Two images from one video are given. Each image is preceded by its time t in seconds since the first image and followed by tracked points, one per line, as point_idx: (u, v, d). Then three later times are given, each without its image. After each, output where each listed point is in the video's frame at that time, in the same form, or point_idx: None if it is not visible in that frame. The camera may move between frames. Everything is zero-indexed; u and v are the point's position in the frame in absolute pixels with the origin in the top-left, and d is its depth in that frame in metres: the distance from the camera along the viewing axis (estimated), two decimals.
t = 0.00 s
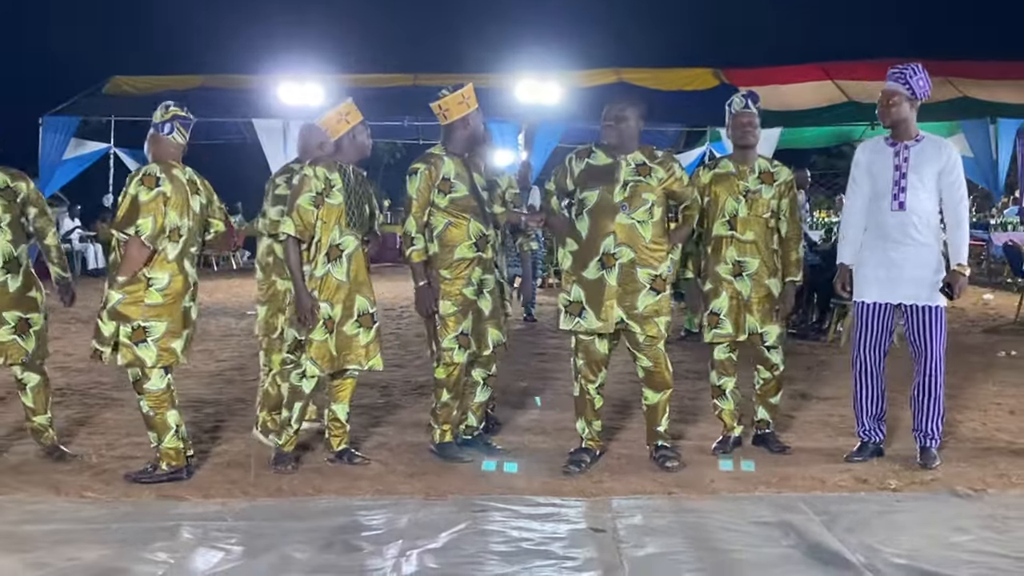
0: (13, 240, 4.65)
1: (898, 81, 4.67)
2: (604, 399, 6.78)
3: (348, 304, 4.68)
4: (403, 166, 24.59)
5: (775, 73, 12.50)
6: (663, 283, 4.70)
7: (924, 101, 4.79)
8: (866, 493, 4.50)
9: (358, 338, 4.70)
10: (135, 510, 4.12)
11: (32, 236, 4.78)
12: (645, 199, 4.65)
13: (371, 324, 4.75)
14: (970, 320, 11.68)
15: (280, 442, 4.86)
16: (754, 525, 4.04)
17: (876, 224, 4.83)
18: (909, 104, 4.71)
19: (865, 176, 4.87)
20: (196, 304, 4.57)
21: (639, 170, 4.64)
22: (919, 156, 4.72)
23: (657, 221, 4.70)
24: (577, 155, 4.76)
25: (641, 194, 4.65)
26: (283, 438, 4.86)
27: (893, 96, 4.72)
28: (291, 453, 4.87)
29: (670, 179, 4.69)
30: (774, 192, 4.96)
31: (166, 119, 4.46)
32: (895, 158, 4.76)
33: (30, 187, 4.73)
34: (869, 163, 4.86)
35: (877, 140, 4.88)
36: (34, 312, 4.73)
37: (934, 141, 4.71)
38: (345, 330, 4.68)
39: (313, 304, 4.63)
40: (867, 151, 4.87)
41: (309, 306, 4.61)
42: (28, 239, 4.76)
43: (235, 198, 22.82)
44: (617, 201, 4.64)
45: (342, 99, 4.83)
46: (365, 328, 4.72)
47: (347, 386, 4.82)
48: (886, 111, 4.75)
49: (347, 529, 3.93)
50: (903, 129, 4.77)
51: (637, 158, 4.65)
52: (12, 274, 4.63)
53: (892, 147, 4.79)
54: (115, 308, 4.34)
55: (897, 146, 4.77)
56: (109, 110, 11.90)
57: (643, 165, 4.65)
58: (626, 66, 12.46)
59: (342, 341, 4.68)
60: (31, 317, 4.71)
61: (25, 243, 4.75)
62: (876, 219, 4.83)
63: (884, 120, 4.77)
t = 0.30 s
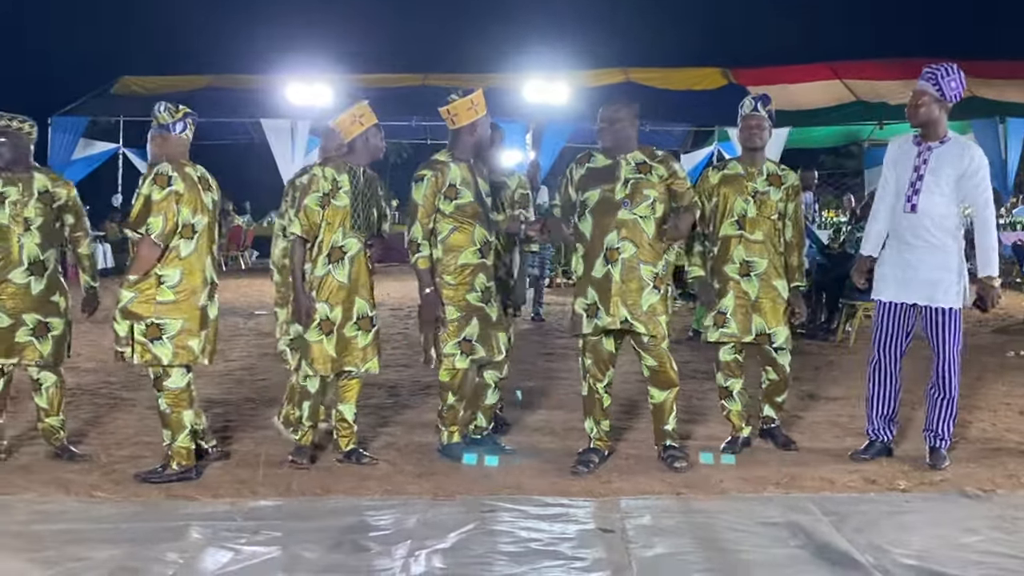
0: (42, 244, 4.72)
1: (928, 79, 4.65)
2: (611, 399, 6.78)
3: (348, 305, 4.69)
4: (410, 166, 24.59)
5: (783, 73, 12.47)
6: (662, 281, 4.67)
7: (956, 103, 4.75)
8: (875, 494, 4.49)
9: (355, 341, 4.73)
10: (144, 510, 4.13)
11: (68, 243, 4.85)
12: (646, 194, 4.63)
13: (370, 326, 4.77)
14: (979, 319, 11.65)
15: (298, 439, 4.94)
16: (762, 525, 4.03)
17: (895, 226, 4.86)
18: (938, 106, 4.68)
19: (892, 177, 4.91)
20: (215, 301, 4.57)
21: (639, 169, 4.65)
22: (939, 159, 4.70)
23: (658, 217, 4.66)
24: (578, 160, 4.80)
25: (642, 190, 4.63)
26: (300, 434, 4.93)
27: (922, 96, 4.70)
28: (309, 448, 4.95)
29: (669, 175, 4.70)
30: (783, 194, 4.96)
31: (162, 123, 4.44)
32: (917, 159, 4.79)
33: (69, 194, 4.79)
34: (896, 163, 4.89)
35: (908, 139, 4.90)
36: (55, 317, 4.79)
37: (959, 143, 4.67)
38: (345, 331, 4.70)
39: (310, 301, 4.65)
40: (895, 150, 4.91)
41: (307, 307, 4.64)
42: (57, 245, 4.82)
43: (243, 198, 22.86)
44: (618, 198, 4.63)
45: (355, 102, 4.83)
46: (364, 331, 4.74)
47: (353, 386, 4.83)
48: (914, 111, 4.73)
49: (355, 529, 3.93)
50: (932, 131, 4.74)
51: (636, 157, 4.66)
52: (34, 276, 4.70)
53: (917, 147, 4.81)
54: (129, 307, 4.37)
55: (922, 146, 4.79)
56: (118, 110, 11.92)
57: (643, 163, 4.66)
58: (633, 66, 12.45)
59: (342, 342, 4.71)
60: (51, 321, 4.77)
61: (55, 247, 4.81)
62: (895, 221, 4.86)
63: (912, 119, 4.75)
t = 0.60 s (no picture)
0: (74, 242, 4.73)
1: (950, 82, 4.64)
2: (625, 399, 6.78)
3: (358, 305, 4.70)
4: (423, 166, 24.61)
5: (797, 72, 12.46)
6: (667, 278, 4.68)
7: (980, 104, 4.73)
8: (890, 494, 4.47)
9: (368, 340, 4.74)
10: (159, 509, 4.14)
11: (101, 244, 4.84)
12: (650, 191, 4.62)
13: (382, 326, 4.78)
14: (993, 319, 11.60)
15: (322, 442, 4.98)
16: (777, 526, 4.03)
17: (914, 225, 4.88)
18: (961, 109, 4.67)
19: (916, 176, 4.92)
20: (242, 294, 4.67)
21: (641, 167, 4.64)
22: (957, 158, 4.70)
23: (664, 215, 4.66)
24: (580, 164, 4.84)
25: (646, 187, 4.62)
26: (324, 438, 4.97)
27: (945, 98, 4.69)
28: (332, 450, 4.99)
29: (672, 175, 4.68)
30: (806, 193, 4.93)
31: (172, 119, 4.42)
32: (938, 158, 4.79)
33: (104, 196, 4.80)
34: (920, 162, 4.89)
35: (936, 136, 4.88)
36: (84, 316, 4.80)
37: (982, 145, 4.64)
38: (355, 332, 4.72)
39: (321, 297, 4.71)
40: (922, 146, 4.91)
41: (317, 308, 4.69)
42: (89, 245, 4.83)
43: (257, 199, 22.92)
44: (623, 196, 4.63)
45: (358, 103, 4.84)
46: (376, 331, 4.75)
47: (367, 386, 4.85)
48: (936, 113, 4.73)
49: (369, 528, 3.94)
50: (956, 132, 4.73)
51: (637, 157, 4.66)
52: (65, 274, 4.72)
53: (941, 146, 4.80)
54: (183, 304, 4.40)
55: (946, 145, 4.78)
56: (133, 111, 11.98)
57: (646, 161, 4.65)
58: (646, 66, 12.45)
59: (353, 342, 4.72)
60: (80, 321, 4.78)
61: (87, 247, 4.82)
62: (915, 220, 4.87)
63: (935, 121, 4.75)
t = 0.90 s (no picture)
0: (104, 243, 4.79)
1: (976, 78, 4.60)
2: (643, 399, 6.77)
3: (373, 303, 4.73)
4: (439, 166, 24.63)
5: (814, 72, 12.42)
6: (682, 276, 4.67)
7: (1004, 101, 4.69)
8: (909, 494, 4.46)
9: (391, 336, 4.76)
10: (179, 508, 4.17)
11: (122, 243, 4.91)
12: (663, 190, 4.62)
13: (402, 319, 4.79)
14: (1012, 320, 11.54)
15: (340, 441, 4.99)
16: (796, 526, 4.02)
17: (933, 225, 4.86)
18: (984, 107, 4.64)
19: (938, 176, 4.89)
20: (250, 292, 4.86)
21: (651, 166, 4.66)
22: (980, 158, 4.67)
23: (677, 213, 4.66)
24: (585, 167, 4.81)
25: (658, 186, 4.62)
26: (341, 437, 4.99)
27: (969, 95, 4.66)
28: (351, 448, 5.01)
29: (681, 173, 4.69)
30: (835, 190, 4.94)
31: (205, 120, 4.52)
32: (959, 157, 4.76)
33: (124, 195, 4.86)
34: (940, 162, 4.87)
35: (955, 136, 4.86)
36: (113, 315, 4.86)
37: (1004, 144, 4.62)
38: (376, 329, 4.74)
39: (335, 301, 4.77)
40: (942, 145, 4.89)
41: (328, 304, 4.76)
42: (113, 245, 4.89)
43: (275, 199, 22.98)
44: (635, 196, 4.63)
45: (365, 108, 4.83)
46: (397, 325, 4.77)
47: (386, 385, 4.85)
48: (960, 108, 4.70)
49: (389, 527, 3.96)
50: (978, 129, 4.70)
51: (645, 156, 4.67)
52: (98, 275, 4.77)
53: (962, 145, 4.78)
54: (254, 290, 4.60)
55: (967, 144, 4.76)
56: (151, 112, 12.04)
57: (654, 161, 4.66)
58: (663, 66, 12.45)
59: (375, 341, 4.74)
60: (110, 320, 4.84)
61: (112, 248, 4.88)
62: (934, 221, 4.85)
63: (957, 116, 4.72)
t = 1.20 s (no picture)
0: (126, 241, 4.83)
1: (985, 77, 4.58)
2: (662, 399, 6.77)
3: (385, 306, 4.72)
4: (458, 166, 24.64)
5: (834, 70, 12.38)
6: (704, 277, 4.67)
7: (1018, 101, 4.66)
8: (931, 495, 4.43)
9: (406, 334, 4.74)
10: (199, 507, 4.18)
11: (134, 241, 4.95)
12: (682, 192, 4.63)
13: (416, 317, 4.76)
14: None
15: (361, 440, 5.04)
16: (818, 527, 4.00)
17: (947, 224, 4.84)
18: (996, 106, 4.61)
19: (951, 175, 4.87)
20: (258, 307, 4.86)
21: (668, 168, 4.64)
22: (992, 157, 4.65)
23: (697, 214, 4.67)
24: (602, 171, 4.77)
25: (677, 189, 4.63)
26: (363, 436, 5.03)
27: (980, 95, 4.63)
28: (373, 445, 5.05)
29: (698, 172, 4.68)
30: (856, 190, 4.89)
31: (251, 121, 4.58)
32: (973, 157, 4.74)
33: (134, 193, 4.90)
34: (954, 162, 4.84)
35: (969, 135, 4.83)
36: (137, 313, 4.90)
37: (1016, 143, 4.59)
38: (391, 329, 4.73)
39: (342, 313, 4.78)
40: (957, 144, 4.87)
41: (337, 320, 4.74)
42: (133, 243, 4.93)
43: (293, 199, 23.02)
44: (655, 200, 4.62)
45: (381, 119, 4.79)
46: (411, 324, 4.75)
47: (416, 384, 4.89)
48: (971, 108, 4.66)
49: (409, 526, 3.96)
50: (991, 129, 4.66)
51: (662, 158, 4.66)
52: (121, 274, 4.81)
53: (976, 144, 4.75)
54: (287, 305, 4.67)
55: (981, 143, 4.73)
56: (171, 112, 12.09)
57: (671, 162, 4.65)
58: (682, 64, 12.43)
59: (394, 338, 4.74)
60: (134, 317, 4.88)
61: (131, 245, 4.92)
62: (948, 220, 4.83)
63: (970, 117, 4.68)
